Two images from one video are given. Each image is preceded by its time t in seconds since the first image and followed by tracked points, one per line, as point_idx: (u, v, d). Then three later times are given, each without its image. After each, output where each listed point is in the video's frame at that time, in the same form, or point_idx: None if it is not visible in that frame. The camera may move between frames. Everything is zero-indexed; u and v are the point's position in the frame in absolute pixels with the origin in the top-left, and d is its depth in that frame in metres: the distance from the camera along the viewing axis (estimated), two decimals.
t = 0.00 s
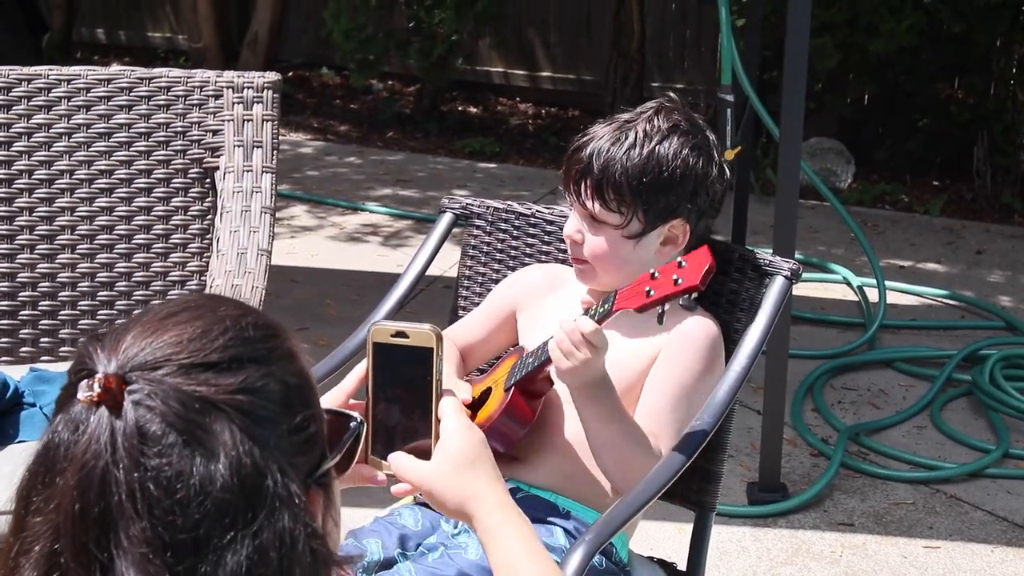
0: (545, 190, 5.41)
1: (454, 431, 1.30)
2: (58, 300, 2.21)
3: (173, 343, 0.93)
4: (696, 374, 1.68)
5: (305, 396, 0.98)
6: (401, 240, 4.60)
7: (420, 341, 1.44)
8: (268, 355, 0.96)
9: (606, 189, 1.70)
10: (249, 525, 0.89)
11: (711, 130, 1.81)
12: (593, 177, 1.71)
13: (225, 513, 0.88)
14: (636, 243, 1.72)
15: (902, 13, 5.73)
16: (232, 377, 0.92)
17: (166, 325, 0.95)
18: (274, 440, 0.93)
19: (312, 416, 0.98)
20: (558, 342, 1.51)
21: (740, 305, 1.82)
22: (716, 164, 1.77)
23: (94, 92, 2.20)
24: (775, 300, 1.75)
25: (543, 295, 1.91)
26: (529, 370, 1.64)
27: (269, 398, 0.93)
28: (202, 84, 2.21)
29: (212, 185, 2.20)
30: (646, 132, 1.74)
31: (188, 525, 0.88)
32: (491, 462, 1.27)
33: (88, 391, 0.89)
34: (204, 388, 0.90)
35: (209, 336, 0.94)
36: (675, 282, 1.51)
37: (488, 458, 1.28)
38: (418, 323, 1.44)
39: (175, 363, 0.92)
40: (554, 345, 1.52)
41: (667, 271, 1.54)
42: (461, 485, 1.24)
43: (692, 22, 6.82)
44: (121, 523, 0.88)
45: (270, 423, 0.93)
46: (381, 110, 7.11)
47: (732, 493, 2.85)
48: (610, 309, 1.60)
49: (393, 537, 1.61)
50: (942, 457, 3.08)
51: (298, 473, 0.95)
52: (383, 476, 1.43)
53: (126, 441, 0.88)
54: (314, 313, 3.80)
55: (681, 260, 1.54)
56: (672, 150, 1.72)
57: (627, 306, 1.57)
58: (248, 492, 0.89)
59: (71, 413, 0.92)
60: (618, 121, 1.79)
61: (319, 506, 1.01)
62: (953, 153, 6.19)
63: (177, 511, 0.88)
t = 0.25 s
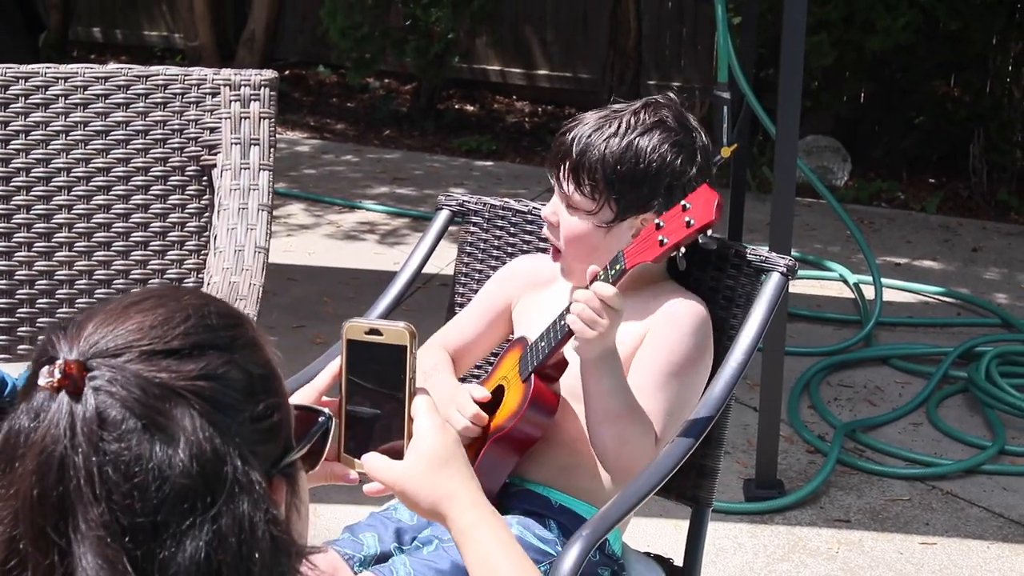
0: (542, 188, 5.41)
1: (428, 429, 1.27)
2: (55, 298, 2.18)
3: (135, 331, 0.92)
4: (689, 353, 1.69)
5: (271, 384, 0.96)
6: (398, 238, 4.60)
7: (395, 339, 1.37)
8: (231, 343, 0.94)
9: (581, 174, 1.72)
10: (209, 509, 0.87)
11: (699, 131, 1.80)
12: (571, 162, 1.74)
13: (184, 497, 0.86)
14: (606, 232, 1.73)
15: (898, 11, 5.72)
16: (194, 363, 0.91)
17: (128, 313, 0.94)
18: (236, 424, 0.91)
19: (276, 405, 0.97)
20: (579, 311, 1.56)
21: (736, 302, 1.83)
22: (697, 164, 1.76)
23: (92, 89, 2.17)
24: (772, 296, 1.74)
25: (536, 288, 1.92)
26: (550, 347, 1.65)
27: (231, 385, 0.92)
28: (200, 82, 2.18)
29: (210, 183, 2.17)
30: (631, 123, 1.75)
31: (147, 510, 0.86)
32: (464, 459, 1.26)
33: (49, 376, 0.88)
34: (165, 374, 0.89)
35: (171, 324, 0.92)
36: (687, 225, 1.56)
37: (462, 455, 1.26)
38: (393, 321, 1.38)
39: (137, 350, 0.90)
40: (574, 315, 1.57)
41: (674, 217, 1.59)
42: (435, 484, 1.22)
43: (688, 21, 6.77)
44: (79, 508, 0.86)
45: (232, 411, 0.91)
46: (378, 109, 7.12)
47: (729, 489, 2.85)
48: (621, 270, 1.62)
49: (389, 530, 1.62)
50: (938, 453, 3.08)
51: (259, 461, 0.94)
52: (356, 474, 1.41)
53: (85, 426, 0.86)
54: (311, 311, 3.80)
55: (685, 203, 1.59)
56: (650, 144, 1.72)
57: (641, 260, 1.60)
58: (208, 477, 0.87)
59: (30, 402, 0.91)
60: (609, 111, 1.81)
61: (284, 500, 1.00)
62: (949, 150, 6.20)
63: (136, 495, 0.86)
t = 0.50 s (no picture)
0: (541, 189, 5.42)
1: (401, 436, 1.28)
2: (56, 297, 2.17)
3: (105, 325, 0.91)
4: (689, 344, 1.70)
5: (243, 381, 0.96)
6: (397, 239, 4.60)
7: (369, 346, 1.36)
8: (201, 339, 0.94)
9: (530, 184, 1.71)
10: (174, 504, 0.87)
11: (659, 137, 1.72)
12: (525, 171, 1.73)
13: (150, 492, 0.86)
14: (557, 243, 1.71)
15: (898, 12, 5.71)
16: (162, 359, 0.90)
17: (98, 308, 0.93)
18: (206, 421, 0.91)
19: (249, 402, 0.96)
20: (604, 308, 1.55)
21: (734, 303, 1.83)
22: (641, 174, 1.68)
23: (93, 89, 2.17)
24: (773, 297, 1.75)
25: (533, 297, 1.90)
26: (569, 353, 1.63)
27: (200, 381, 0.91)
28: (201, 82, 2.18)
29: (211, 183, 2.17)
30: (584, 130, 1.70)
31: (112, 504, 0.86)
32: (439, 468, 1.27)
33: (18, 369, 0.88)
34: (134, 369, 0.89)
35: (139, 319, 0.92)
36: (710, 211, 1.56)
37: (437, 462, 1.28)
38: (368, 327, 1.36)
39: (106, 344, 0.90)
40: (598, 313, 1.56)
41: (695, 210, 1.58)
42: (409, 492, 1.24)
43: (688, 22, 6.83)
44: (45, 501, 0.87)
45: (202, 407, 0.91)
46: (377, 109, 7.12)
47: (728, 490, 2.86)
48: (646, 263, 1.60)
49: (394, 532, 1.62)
50: (937, 454, 3.09)
51: (228, 459, 0.93)
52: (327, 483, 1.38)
53: (52, 419, 0.87)
54: (311, 311, 3.80)
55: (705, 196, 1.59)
56: (593, 152, 1.67)
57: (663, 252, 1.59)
58: (174, 472, 0.87)
59: (1, 395, 0.91)
60: (578, 115, 1.77)
61: (257, 497, 0.99)
62: (948, 152, 6.20)
63: (100, 489, 0.85)
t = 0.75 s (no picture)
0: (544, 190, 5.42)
1: (372, 449, 1.23)
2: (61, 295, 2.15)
3: (68, 322, 0.88)
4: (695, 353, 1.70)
5: (211, 381, 0.93)
6: (400, 239, 4.61)
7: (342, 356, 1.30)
8: (167, 338, 0.91)
9: (522, 192, 1.71)
10: (134, 503, 0.84)
11: (650, 143, 1.72)
12: (515, 178, 1.72)
13: (109, 492, 0.83)
14: (551, 249, 1.71)
15: (900, 14, 5.73)
16: (126, 357, 0.87)
17: (62, 306, 0.91)
18: (172, 419, 0.88)
19: (216, 401, 0.93)
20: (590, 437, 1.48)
21: (738, 302, 1.83)
22: (632, 180, 1.68)
23: (98, 88, 2.18)
24: (777, 298, 1.76)
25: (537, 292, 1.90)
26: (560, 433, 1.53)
27: (165, 380, 0.88)
28: (207, 81, 2.18)
29: (216, 182, 2.16)
30: (572, 135, 1.70)
31: (71, 503, 0.83)
32: (412, 484, 1.22)
33: None
34: (96, 367, 0.86)
35: (103, 317, 0.89)
36: (723, 477, 1.38)
37: (409, 475, 1.23)
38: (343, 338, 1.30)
39: (69, 342, 0.87)
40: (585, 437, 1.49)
41: (722, 459, 1.40)
42: (382, 509, 1.19)
43: (690, 23, 6.83)
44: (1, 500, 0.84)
45: (166, 406, 0.88)
46: (380, 110, 7.12)
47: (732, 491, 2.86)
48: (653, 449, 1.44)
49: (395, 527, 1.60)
50: (939, 456, 3.09)
51: (192, 459, 0.91)
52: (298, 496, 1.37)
53: (11, 416, 0.83)
54: (314, 311, 3.80)
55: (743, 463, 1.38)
56: (583, 158, 1.67)
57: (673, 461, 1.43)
58: (135, 470, 0.84)
59: None
60: (567, 119, 1.77)
61: (221, 497, 0.97)
62: (950, 154, 6.21)
63: (59, 487, 0.82)
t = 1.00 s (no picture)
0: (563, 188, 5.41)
1: (369, 465, 1.23)
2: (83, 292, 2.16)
3: (51, 323, 0.86)
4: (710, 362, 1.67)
5: (197, 385, 0.91)
6: (419, 237, 4.61)
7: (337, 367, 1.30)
8: (151, 338, 0.89)
9: (564, 185, 1.70)
10: (114, 506, 0.80)
11: (695, 141, 1.73)
12: (558, 172, 1.72)
13: (89, 494, 0.79)
14: (590, 244, 1.71)
15: (920, 13, 5.69)
16: (108, 358, 0.85)
17: (45, 307, 0.89)
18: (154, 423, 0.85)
19: (201, 405, 0.91)
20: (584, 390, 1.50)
21: (764, 300, 1.83)
22: (676, 177, 1.68)
23: (120, 86, 2.19)
24: (799, 296, 1.75)
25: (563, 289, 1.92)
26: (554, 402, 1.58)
27: (148, 381, 0.86)
28: (228, 79, 2.19)
29: (238, 179, 2.16)
30: (618, 131, 1.70)
31: (50, 505, 0.79)
32: (408, 498, 1.22)
33: None
34: (78, 368, 0.84)
35: (85, 317, 0.87)
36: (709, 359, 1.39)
37: (406, 492, 1.23)
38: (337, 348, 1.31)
39: (51, 343, 0.85)
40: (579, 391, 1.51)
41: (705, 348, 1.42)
42: (377, 524, 1.19)
43: (709, 22, 6.82)
44: None
45: (149, 408, 0.85)
46: (399, 108, 7.12)
47: (751, 490, 2.85)
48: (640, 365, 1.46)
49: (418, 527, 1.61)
50: (960, 456, 3.08)
51: (175, 463, 0.87)
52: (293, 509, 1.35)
53: None
54: (334, 309, 3.81)
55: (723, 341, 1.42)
56: (629, 152, 1.67)
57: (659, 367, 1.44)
58: (116, 473, 0.81)
59: None
60: (609, 116, 1.78)
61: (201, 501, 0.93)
62: (971, 152, 6.17)
63: (38, 490, 0.79)
